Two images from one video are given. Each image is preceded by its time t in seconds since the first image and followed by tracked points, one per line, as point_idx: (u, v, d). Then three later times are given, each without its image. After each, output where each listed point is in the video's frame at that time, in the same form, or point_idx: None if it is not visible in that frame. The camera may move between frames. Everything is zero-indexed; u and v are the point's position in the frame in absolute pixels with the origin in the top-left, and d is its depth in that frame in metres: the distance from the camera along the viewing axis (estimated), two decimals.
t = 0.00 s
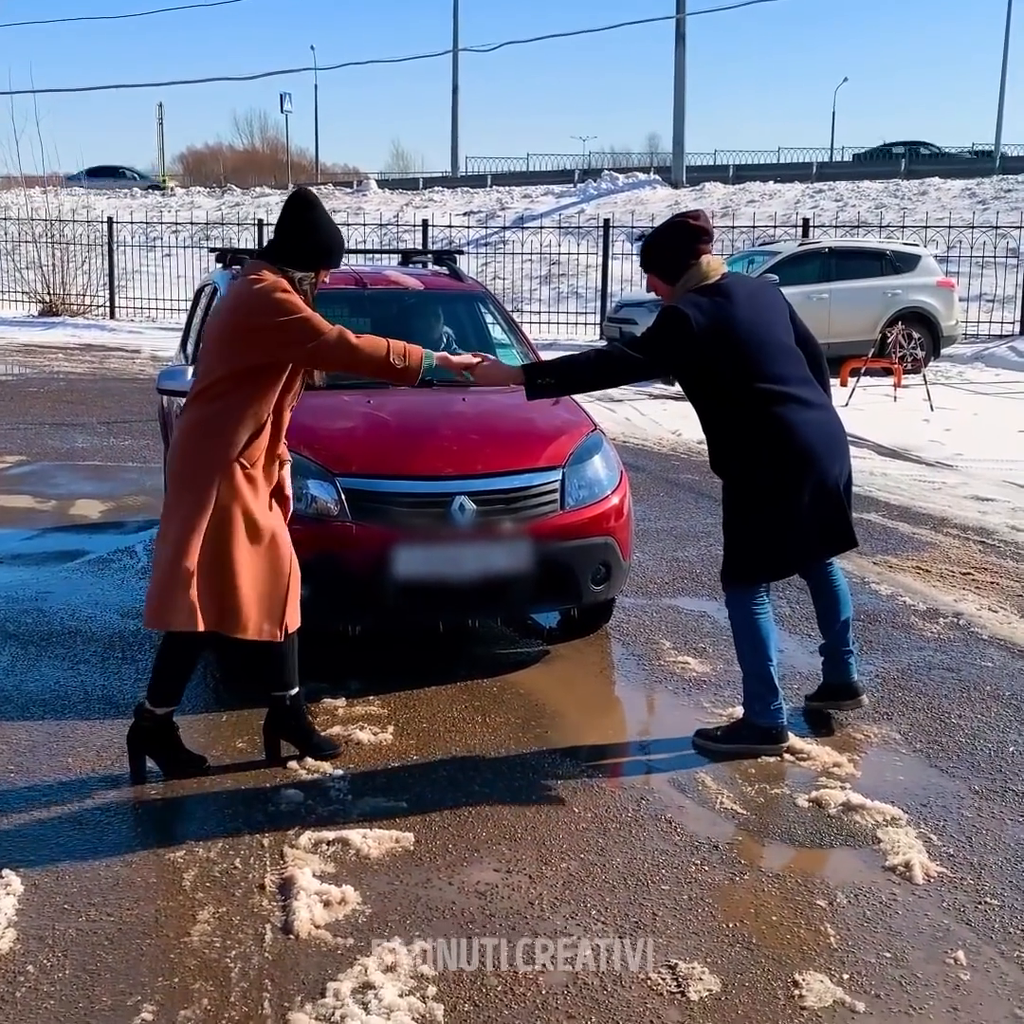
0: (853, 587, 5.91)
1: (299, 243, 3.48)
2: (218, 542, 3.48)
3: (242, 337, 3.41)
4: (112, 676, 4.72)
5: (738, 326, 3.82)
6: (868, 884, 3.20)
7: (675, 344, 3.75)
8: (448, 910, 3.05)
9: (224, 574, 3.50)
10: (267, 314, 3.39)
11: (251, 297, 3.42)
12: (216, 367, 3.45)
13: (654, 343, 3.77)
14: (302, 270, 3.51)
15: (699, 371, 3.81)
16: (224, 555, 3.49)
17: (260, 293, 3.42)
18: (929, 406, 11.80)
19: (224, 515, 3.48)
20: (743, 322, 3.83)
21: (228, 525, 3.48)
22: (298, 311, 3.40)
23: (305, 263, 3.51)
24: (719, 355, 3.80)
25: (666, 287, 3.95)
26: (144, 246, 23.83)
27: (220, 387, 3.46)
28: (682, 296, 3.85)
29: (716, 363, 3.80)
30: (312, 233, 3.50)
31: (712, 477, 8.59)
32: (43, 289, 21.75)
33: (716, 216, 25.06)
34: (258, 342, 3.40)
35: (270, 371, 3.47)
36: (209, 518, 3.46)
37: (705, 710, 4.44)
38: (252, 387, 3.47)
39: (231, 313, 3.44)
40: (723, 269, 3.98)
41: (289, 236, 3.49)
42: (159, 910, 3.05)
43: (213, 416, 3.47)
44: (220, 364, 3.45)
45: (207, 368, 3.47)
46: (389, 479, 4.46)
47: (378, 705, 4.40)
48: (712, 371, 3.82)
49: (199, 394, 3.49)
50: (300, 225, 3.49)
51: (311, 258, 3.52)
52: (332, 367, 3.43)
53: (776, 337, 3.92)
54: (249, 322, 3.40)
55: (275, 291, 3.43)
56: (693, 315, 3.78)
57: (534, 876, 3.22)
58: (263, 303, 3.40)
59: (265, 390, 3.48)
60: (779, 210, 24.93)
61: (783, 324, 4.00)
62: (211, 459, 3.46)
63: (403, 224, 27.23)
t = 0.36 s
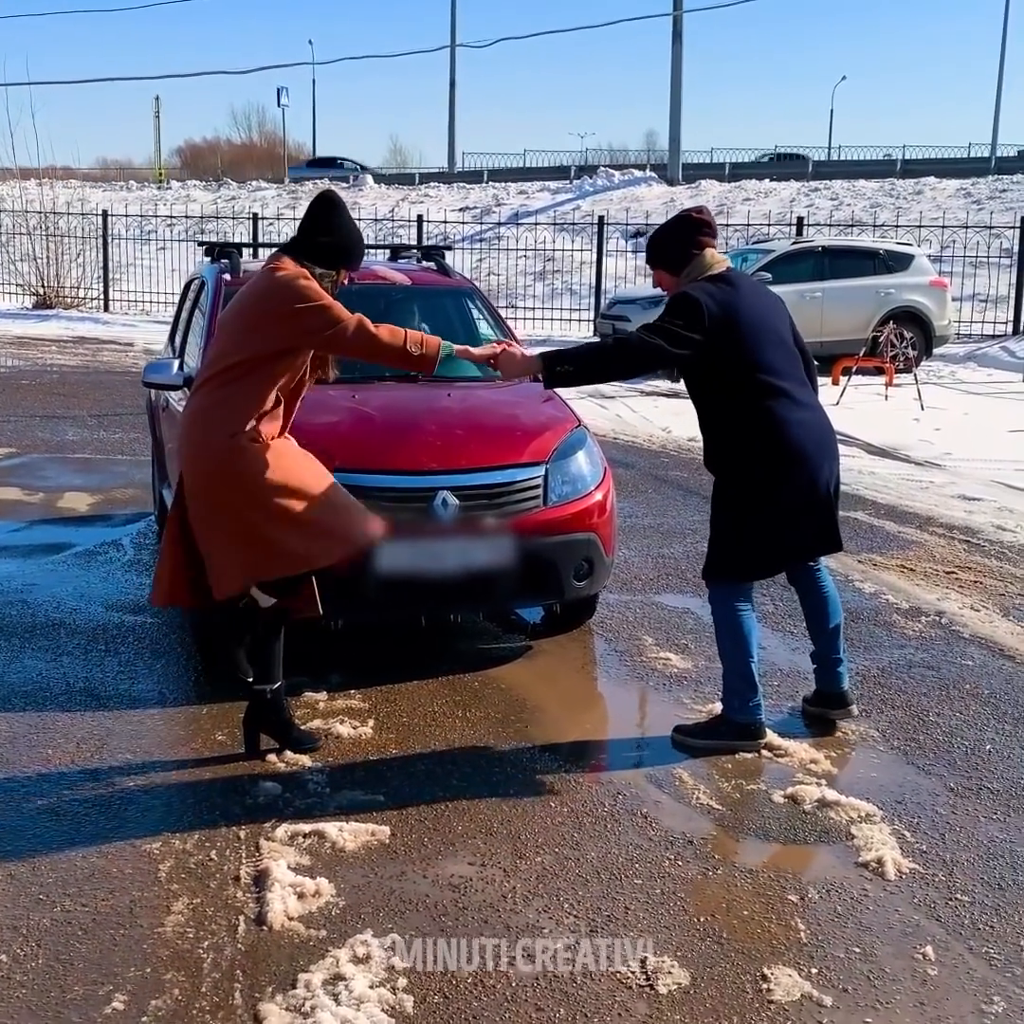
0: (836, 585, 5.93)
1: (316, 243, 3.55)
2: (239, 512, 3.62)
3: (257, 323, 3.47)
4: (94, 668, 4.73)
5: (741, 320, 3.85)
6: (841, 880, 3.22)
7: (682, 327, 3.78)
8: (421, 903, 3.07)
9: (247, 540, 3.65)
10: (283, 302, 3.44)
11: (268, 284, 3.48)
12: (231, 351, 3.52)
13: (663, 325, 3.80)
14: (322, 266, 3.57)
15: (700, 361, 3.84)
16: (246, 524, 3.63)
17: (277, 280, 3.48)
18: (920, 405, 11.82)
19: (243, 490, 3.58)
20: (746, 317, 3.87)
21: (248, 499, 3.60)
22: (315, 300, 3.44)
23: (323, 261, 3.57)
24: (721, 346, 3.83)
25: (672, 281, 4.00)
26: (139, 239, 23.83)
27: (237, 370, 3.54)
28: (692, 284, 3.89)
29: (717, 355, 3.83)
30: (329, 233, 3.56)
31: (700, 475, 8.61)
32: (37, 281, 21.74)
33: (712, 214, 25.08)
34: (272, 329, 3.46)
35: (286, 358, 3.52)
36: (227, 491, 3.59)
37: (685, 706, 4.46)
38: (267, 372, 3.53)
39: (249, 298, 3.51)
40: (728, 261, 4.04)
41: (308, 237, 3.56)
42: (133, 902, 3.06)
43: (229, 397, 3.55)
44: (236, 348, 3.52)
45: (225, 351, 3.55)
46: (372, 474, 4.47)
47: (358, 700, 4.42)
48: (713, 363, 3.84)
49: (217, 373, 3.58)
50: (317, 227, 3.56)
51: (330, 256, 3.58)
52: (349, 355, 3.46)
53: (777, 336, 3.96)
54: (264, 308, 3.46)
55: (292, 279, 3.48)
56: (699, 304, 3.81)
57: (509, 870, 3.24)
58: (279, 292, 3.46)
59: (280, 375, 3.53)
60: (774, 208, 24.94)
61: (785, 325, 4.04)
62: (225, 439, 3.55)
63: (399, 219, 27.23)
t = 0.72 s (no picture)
0: (828, 589, 5.95)
1: (304, 247, 3.61)
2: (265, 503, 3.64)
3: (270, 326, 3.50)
4: (86, 665, 4.76)
5: (761, 321, 3.88)
6: (819, 880, 3.25)
7: (707, 316, 3.80)
8: (402, 899, 3.10)
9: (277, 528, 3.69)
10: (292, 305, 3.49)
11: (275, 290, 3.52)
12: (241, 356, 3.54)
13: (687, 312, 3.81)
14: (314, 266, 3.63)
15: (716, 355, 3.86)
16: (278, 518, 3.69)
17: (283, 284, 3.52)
18: (919, 411, 11.84)
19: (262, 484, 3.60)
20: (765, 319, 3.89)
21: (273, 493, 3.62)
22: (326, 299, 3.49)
23: (315, 263, 3.63)
24: (739, 344, 3.85)
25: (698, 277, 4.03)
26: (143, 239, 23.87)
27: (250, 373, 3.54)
28: (719, 277, 3.93)
29: (735, 353, 3.85)
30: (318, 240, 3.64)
31: (697, 479, 8.63)
32: (42, 281, 21.80)
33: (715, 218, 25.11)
34: (283, 330, 3.49)
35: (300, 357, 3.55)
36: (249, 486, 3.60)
37: (672, 707, 4.48)
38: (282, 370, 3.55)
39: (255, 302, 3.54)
40: (754, 265, 4.08)
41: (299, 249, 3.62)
42: (117, 896, 3.09)
43: (240, 399, 3.55)
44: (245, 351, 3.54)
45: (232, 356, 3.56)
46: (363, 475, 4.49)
47: (347, 698, 4.45)
48: (728, 361, 3.86)
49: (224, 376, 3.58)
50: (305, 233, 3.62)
51: (320, 261, 3.65)
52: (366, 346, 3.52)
53: (793, 341, 3.99)
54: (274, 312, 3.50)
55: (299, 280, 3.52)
56: (721, 300, 3.83)
57: (490, 868, 3.27)
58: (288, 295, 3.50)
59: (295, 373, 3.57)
60: (778, 213, 24.96)
61: (801, 334, 4.08)
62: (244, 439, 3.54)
63: (403, 221, 27.27)
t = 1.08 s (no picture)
0: (833, 591, 5.99)
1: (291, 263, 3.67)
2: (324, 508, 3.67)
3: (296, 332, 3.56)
4: (96, 662, 4.81)
5: (774, 319, 3.92)
6: (814, 877, 3.28)
7: (720, 305, 3.84)
8: (401, 892, 3.14)
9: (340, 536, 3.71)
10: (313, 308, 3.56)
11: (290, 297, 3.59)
12: (271, 366, 3.59)
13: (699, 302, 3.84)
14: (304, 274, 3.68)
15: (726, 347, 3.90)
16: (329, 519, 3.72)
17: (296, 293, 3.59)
18: (930, 415, 11.84)
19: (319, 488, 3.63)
20: (779, 318, 3.93)
21: (331, 494, 3.66)
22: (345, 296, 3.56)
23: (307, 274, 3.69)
24: (749, 338, 3.89)
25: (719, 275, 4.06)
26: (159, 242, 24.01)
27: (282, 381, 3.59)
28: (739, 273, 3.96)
29: (744, 346, 3.89)
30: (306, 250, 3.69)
31: (705, 482, 8.66)
32: (59, 283, 21.94)
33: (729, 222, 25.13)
34: (303, 331, 3.56)
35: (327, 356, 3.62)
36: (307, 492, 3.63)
37: (673, 707, 4.52)
38: (315, 371, 3.61)
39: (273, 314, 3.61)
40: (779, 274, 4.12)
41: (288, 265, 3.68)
42: (121, 887, 3.14)
43: (280, 405, 3.58)
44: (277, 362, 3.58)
45: (259, 369, 3.61)
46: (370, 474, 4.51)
47: (353, 697, 4.49)
48: (735, 352, 3.90)
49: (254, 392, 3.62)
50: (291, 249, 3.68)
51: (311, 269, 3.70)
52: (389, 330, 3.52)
53: (806, 344, 4.02)
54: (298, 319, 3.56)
55: (308, 282, 3.59)
56: (736, 293, 3.87)
57: (489, 862, 3.31)
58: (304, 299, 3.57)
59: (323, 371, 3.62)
60: (792, 217, 24.97)
61: (819, 341, 4.10)
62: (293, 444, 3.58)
63: (417, 225, 27.35)
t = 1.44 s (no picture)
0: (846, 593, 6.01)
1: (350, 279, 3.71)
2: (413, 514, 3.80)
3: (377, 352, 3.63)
4: (113, 660, 4.86)
5: (830, 327, 3.91)
6: (824, 874, 3.30)
7: (776, 310, 3.86)
8: (414, 887, 3.18)
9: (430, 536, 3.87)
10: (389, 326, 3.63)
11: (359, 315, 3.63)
12: (351, 385, 3.62)
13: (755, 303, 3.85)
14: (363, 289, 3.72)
15: (781, 349, 3.90)
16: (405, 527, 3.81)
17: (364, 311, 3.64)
18: (947, 418, 11.82)
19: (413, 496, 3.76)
20: (836, 325, 3.92)
21: (410, 503, 3.77)
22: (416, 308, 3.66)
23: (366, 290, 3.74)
24: (802, 344, 3.88)
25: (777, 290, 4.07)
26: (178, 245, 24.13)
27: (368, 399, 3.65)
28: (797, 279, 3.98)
29: (799, 350, 3.88)
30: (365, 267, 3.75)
31: (720, 485, 8.68)
32: (78, 287, 22.07)
33: (745, 226, 25.12)
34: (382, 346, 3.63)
35: (401, 368, 3.71)
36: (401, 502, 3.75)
37: (685, 707, 4.55)
38: (393, 384, 3.71)
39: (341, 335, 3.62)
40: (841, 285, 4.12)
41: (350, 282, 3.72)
42: (137, 881, 3.18)
43: (367, 424, 3.66)
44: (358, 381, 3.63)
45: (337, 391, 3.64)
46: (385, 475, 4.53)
47: (367, 695, 4.53)
48: (788, 356, 3.90)
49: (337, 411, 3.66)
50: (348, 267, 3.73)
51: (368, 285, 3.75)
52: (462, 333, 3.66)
53: (864, 355, 3.99)
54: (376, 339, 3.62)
55: (376, 299, 3.65)
56: (793, 299, 3.89)
57: (501, 859, 3.34)
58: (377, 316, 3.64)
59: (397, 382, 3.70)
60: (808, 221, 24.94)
61: (879, 354, 4.07)
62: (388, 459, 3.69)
63: (434, 228, 27.41)
